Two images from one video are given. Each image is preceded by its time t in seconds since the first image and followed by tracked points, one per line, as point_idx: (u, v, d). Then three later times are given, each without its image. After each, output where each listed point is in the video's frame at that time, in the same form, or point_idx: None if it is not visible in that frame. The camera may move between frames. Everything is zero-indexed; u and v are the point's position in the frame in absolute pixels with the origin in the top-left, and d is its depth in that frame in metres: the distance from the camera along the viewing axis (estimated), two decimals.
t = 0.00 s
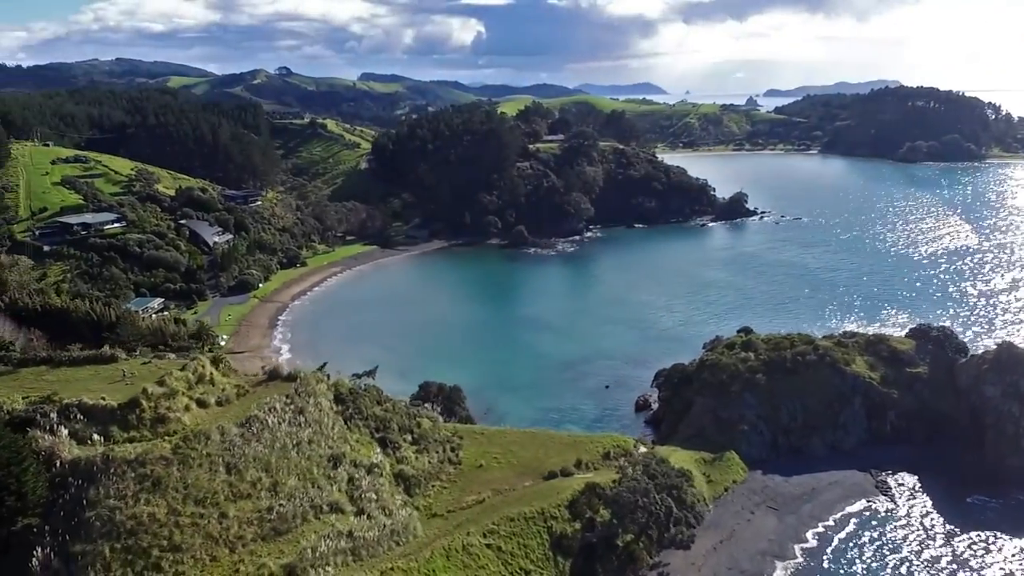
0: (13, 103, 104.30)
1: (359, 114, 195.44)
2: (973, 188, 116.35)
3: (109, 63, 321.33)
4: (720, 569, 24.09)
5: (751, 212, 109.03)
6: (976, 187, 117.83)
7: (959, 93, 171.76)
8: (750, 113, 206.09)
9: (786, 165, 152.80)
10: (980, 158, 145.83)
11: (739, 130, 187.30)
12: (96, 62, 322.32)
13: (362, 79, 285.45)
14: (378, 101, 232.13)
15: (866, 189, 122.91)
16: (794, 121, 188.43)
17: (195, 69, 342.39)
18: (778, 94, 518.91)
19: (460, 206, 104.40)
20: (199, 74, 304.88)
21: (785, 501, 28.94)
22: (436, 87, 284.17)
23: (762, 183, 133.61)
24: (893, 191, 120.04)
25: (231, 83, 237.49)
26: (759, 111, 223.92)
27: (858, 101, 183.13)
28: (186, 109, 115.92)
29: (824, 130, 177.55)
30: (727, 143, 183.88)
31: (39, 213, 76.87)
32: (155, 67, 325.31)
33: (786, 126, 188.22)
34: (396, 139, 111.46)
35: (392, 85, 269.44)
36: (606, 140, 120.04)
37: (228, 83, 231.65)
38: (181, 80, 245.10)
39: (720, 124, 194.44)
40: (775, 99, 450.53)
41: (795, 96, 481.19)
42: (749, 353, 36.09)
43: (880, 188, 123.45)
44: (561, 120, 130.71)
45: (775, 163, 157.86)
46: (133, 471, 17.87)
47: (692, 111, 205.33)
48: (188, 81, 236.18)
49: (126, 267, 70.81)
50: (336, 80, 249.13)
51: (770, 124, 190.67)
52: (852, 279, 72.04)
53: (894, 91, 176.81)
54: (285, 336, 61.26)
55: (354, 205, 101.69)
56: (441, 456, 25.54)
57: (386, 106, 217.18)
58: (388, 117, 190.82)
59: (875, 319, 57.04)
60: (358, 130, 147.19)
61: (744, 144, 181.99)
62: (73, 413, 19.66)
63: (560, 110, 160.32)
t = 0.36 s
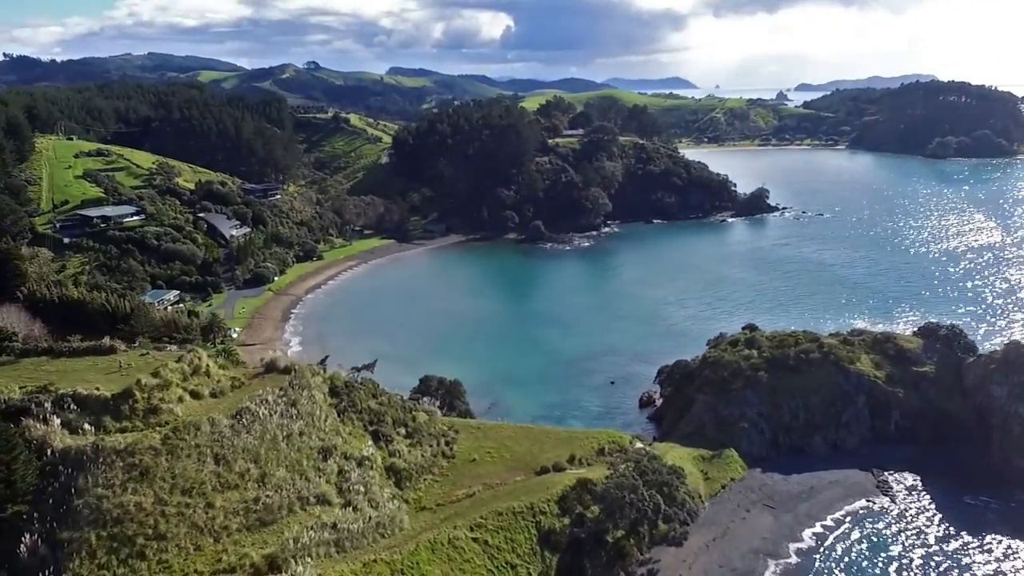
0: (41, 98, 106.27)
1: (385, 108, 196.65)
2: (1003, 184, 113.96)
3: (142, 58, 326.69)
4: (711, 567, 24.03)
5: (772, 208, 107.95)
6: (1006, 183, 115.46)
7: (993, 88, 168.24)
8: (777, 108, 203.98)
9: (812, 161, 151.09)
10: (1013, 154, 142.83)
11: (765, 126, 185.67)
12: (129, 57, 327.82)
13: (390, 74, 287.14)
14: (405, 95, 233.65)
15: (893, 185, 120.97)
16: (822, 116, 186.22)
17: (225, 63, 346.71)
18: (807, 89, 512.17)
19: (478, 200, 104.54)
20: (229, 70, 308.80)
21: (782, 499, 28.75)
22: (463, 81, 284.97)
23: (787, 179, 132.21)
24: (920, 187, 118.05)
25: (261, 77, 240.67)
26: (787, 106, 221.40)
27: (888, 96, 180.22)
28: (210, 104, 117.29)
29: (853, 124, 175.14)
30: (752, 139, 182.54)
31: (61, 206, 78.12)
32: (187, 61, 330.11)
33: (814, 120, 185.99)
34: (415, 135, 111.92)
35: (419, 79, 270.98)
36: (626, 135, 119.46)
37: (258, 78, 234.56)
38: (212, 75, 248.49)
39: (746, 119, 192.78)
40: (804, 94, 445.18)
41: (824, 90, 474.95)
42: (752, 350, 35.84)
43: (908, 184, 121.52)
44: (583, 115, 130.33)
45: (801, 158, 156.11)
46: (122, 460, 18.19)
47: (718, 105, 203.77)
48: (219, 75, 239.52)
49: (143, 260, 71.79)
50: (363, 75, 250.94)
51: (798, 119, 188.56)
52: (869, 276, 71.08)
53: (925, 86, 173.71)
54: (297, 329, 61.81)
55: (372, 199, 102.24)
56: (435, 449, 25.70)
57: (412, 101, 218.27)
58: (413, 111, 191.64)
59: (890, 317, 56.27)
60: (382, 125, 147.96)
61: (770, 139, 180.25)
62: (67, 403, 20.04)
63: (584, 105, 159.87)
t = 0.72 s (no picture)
0: (66, 97, 108.01)
1: (408, 107, 197.57)
2: None
3: (171, 58, 331.47)
4: (699, 570, 23.95)
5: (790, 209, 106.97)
6: None
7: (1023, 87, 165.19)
8: (801, 107, 202.03)
9: (834, 161, 149.52)
10: None
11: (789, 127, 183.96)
12: (159, 57, 332.58)
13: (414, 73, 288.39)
14: (428, 95, 234.46)
15: (916, 186, 119.27)
16: (847, 115, 184.09)
17: (252, 63, 349.98)
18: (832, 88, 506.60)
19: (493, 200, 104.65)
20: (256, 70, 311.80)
21: (776, 502, 28.56)
22: (486, 81, 285.53)
23: (808, 179, 130.90)
24: (944, 188, 116.29)
25: (286, 76, 242.88)
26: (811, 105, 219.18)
27: (915, 95, 177.68)
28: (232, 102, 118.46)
29: (878, 123, 172.97)
30: (775, 139, 181.12)
31: (78, 204, 79.24)
32: (216, 61, 334.24)
33: (838, 120, 183.95)
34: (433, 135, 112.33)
35: (443, 78, 271.83)
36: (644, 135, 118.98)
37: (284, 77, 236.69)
38: (239, 74, 251.33)
39: (769, 118, 191.17)
40: (831, 93, 440.43)
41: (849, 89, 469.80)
42: (752, 352, 35.64)
43: (932, 184, 119.70)
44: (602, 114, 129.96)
45: (824, 158, 154.52)
46: (109, 455, 18.48)
47: (741, 105, 202.33)
48: (247, 75, 242.10)
49: (157, 257, 72.58)
50: (387, 75, 252.37)
51: (822, 118, 186.58)
52: (882, 278, 70.25)
53: (953, 85, 171.01)
54: (306, 327, 62.27)
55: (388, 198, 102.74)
56: (426, 448, 25.81)
57: (435, 100, 219.08)
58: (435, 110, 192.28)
59: (902, 320, 55.58)
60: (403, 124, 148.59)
61: (793, 139, 178.66)
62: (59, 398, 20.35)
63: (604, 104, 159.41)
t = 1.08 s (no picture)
0: (90, 97, 109.73)
1: (431, 106, 198.09)
2: None
3: (199, 57, 335.44)
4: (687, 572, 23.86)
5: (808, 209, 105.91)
6: None
7: None
8: (826, 107, 199.89)
9: (858, 161, 147.80)
10: None
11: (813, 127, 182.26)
12: (187, 57, 336.41)
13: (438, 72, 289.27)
14: (452, 94, 235.06)
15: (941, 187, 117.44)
16: (872, 115, 181.80)
17: (279, 63, 352.92)
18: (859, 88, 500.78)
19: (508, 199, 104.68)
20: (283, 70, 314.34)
21: (770, 505, 28.40)
22: (510, 80, 285.56)
23: (830, 180, 129.46)
24: (969, 189, 114.44)
25: (312, 76, 244.74)
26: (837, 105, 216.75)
27: (943, 95, 174.99)
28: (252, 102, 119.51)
29: (905, 123, 170.64)
30: (799, 139, 179.44)
31: (96, 202, 80.31)
32: (243, 60, 337.55)
33: (864, 120, 181.79)
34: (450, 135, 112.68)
35: (467, 78, 272.22)
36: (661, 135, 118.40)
37: (309, 77, 238.65)
38: (265, 74, 253.55)
39: (793, 119, 189.51)
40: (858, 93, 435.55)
41: (876, 89, 464.29)
42: (752, 354, 35.44)
43: (957, 185, 117.76)
44: (621, 114, 129.54)
45: (847, 159, 152.81)
46: (96, 450, 18.78)
47: (765, 104, 200.56)
48: (274, 75, 244.33)
49: (172, 255, 73.37)
50: (411, 74, 253.27)
51: (847, 118, 184.50)
52: (897, 280, 69.35)
53: (981, 84, 168.14)
54: (315, 325, 62.74)
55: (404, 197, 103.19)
56: (418, 446, 25.94)
57: (458, 100, 219.57)
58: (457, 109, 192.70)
59: (914, 322, 54.85)
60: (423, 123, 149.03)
61: (817, 140, 176.82)
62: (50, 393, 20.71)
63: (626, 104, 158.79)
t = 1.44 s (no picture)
0: (119, 95, 111.59)
1: (458, 104, 198.50)
2: None
3: (231, 55, 339.56)
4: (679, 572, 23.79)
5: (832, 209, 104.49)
6: None
7: None
8: (856, 105, 197.08)
9: (887, 160, 145.49)
10: None
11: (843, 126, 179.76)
12: (220, 55, 340.57)
13: (466, 70, 289.99)
14: (480, 91, 235.43)
15: (972, 186, 115.09)
16: (903, 114, 178.92)
17: (309, 61, 356.03)
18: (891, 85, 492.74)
19: (527, 197, 104.60)
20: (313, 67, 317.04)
21: (769, 507, 28.19)
22: (537, 77, 285.38)
23: (858, 179, 127.60)
24: (1001, 188, 112.02)
25: (341, 73, 246.57)
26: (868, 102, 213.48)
27: (977, 92, 171.52)
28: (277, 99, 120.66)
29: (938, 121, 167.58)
30: (828, 138, 177.32)
31: (119, 197, 81.58)
32: (274, 58, 340.85)
33: (895, 118, 178.96)
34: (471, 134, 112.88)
35: (495, 76, 272.56)
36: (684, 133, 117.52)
37: (338, 75, 240.57)
38: (296, 71, 256.16)
39: (822, 116, 187.15)
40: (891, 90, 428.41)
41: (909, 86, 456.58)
42: (756, 355, 35.23)
43: (989, 185, 115.37)
44: (644, 112, 128.82)
45: (877, 157, 150.51)
46: (89, 442, 19.16)
47: (794, 102, 198.20)
48: (304, 72, 246.58)
49: (190, 251, 74.13)
50: (439, 71, 254.05)
51: (878, 117, 181.73)
52: (916, 281, 68.19)
53: (1016, 82, 164.55)
54: (328, 322, 63.30)
55: (424, 194, 103.54)
56: (414, 443, 26.11)
57: (485, 97, 219.80)
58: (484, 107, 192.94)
59: (933, 325, 53.90)
60: (447, 121, 149.38)
61: (847, 138, 174.38)
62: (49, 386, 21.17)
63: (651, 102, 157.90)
